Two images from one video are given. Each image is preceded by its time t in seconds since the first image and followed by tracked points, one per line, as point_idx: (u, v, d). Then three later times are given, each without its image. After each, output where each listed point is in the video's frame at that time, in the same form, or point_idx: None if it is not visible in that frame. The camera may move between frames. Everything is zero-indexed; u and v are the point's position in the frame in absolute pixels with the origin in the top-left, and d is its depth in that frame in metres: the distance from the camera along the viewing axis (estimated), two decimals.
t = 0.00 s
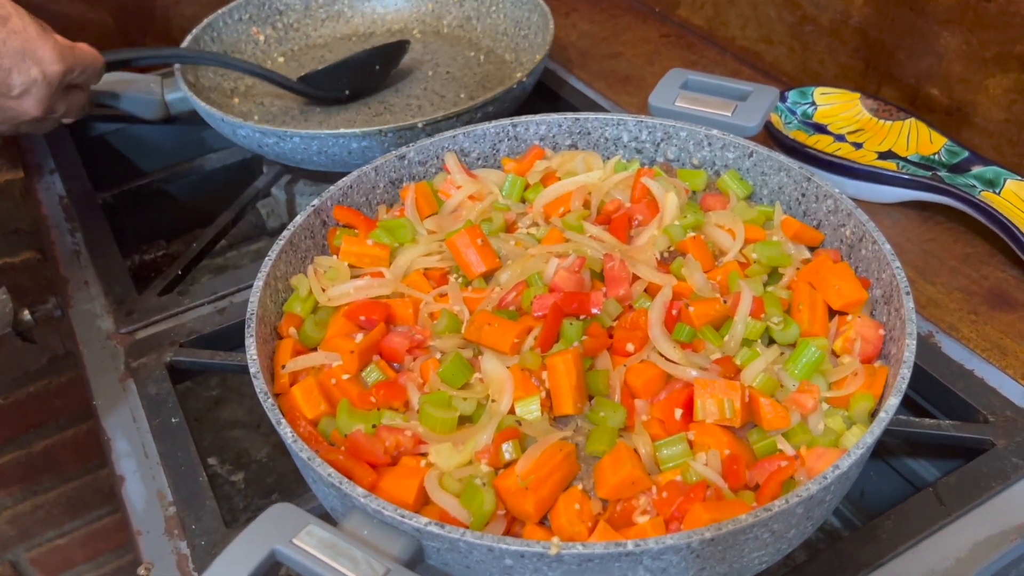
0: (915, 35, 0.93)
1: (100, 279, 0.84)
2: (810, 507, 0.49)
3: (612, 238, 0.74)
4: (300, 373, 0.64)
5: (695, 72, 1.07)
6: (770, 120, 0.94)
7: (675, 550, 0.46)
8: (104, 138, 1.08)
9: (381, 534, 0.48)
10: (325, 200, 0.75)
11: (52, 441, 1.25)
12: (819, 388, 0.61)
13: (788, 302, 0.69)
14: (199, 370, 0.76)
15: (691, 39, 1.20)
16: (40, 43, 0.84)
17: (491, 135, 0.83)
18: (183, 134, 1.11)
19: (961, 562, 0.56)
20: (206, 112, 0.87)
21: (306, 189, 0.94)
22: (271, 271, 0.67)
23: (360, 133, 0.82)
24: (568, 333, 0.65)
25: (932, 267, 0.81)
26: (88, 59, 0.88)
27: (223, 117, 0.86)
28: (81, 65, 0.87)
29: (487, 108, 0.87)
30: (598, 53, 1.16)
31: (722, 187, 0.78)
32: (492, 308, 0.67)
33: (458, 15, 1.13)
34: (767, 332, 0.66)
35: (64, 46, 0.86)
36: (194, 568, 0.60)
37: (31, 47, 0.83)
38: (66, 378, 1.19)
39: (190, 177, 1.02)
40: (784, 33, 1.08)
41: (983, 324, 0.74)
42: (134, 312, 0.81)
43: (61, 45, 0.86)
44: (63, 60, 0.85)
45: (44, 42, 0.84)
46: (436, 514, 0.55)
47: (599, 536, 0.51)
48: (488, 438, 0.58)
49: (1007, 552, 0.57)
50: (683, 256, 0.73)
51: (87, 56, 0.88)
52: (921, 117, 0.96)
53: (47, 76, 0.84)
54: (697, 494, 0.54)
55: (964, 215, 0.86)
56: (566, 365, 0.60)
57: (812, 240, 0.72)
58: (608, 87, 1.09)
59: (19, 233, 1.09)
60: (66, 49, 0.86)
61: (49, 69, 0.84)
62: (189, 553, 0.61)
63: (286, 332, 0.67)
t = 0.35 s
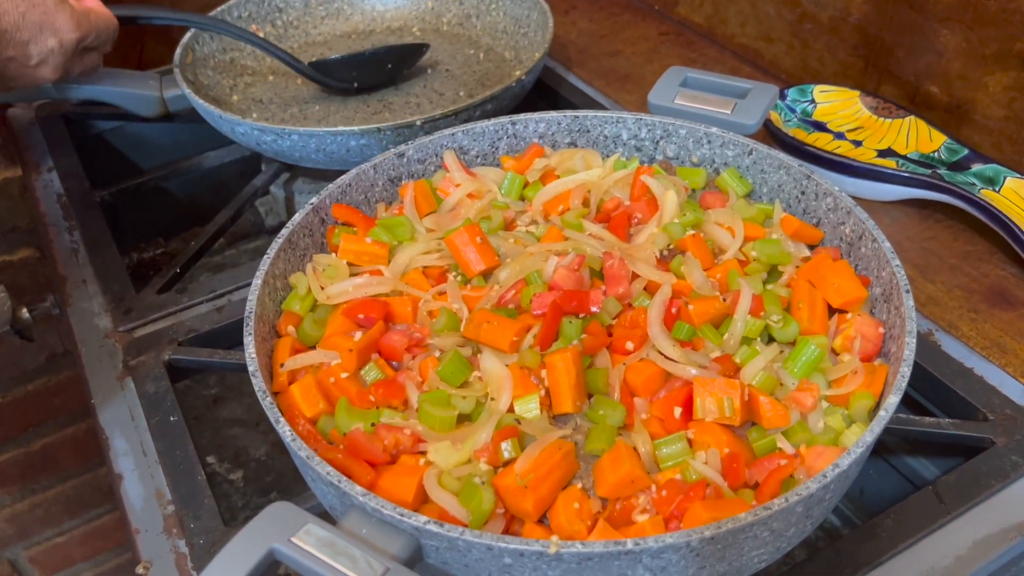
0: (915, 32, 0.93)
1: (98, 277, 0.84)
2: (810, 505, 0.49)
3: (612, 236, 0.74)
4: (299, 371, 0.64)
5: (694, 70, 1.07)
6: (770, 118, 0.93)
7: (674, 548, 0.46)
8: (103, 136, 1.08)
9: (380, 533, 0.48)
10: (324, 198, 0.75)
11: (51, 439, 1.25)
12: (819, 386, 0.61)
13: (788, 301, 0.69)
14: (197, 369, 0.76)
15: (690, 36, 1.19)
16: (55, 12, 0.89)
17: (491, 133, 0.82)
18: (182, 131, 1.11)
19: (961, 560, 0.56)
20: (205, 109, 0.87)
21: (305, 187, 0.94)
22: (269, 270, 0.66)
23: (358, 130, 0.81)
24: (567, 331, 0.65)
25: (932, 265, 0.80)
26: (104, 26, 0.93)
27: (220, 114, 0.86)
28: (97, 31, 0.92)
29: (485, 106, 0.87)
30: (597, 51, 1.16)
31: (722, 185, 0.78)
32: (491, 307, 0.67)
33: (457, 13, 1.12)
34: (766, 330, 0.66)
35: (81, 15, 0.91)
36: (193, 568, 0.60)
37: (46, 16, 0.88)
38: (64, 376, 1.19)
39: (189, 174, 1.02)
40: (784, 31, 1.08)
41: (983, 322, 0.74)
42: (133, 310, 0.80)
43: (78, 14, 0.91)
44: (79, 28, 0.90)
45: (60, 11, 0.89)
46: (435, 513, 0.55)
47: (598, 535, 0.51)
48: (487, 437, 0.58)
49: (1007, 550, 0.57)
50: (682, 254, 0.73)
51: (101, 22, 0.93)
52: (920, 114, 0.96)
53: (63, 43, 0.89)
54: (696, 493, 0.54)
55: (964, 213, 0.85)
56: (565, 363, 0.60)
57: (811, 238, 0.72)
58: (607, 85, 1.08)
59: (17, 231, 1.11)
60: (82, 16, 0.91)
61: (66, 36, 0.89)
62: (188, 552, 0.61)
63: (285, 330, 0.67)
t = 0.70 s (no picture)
0: (915, 31, 0.93)
1: (98, 275, 0.84)
2: (809, 503, 0.49)
3: (611, 235, 0.74)
4: (299, 370, 0.64)
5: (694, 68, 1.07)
6: (770, 116, 0.93)
7: (674, 546, 0.46)
8: (103, 134, 1.08)
9: (380, 531, 0.48)
10: (324, 196, 0.75)
11: (51, 437, 1.25)
12: (819, 384, 0.61)
13: (787, 299, 0.69)
14: (198, 367, 0.76)
15: (690, 35, 1.19)
16: None
17: (491, 131, 0.82)
18: (182, 129, 1.11)
19: (960, 558, 0.56)
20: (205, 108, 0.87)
21: (305, 185, 0.94)
22: (269, 268, 0.66)
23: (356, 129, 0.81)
24: (567, 329, 0.65)
25: (931, 263, 0.81)
26: None
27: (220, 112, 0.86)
28: None
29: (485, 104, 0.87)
30: (597, 49, 1.16)
31: (722, 184, 0.78)
32: (491, 305, 0.67)
33: (457, 12, 1.12)
34: (766, 329, 0.66)
35: None
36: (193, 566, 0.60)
37: None
38: (64, 375, 1.19)
39: (189, 173, 1.02)
40: (784, 29, 1.08)
41: (982, 321, 0.74)
42: (133, 308, 0.80)
43: None
44: None
45: None
46: (435, 511, 0.55)
47: (598, 533, 0.51)
48: (487, 435, 0.58)
49: (1006, 549, 0.57)
50: (682, 252, 0.73)
51: None
52: (921, 113, 0.96)
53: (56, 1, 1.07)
54: (696, 490, 0.54)
55: (963, 211, 0.86)
56: (564, 362, 0.60)
57: (811, 236, 0.72)
58: (607, 84, 1.08)
59: (16, 229, 1.11)
60: None
61: None
62: (188, 550, 0.61)
63: (285, 328, 0.67)
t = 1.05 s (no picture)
0: (914, 30, 0.93)
1: (99, 274, 0.84)
2: (809, 501, 0.49)
3: (612, 234, 0.74)
4: (300, 368, 0.64)
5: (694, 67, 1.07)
6: (770, 116, 0.94)
7: (675, 544, 0.46)
8: (104, 133, 1.08)
9: (381, 529, 0.48)
10: (325, 195, 0.75)
11: (51, 436, 1.25)
12: (818, 383, 0.61)
13: (787, 298, 0.69)
14: (199, 366, 0.76)
15: (690, 35, 1.19)
16: None
17: (491, 131, 0.83)
18: (184, 129, 1.11)
19: (959, 556, 0.57)
20: (206, 107, 0.87)
21: (305, 185, 0.94)
22: (271, 267, 0.67)
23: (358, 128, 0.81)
24: (568, 328, 0.65)
25: (931, 262, 0.81)
26: None
27: (221, 112, 0.86)
28: None
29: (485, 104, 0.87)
30: (597, 49, 1.16)
31: (722, 183, 0.79)
32: (492, 304, 0.67)
33: (457, 12, 1.12)
34: (766, 328, 0.67)
35: None
36: (195, 564, 0.61)
37: None
38: (65, 374, 1.20)
39: (190, 172, 1.02)
40: (783, 29, 1.08)
41: (982, 320, 0.74)
42: (134, 308, 0.80)
43: None
44: None
45: None
46: (437, 509, 0.55)
47: (599, 531, 0.51)
48: (488, 433, 0.58)
49: (1005, 546, 0.58)
50: (682, 251, 0.73)
51: None
52: (920, 113, 0.96)
53: None
54: (697, 488, 0.54)
55: (963, 210, 0.86)
56: (565, 360, 0.60)
57: (811, 235, 0.72)
58: (607, 83, 1.08)
59: (16, 227, 1.10)
60: None
61: None
62: (190, 548, 0.62)
63: (287, 327, 0.67)
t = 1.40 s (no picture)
0: (913, 31, 0.93)
1: (99, 274, 0.84)
2: (807, 500, 0.50)
3: (611, 234, 0.74)
4: (300, 368, 0.64)
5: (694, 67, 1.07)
6: (769, 116, 0.94)
7: (673, 543, 0.46)
8: (104, 133, 1.08)
9: (380, 528, 0.48)
10: (325, 196, 0.75)
11: (51, 436, 1.25)
12: (817, 382, 0.61)
13: (786, 297, 0.69)
14: (199, 365, 0.76)
15: (689, 35, 1.20)
16: None
17: (490, 131, 0.83)
18: (184, 129, 1.11)
19: (957, 555, 0.57)
20: (206, 107, 0.87)
21: (305, 185, 0.95)
22: (271, 267, 0.67)
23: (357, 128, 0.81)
24: (567, 328, 0.65)
25: (929, 262, 0.81)
26: None
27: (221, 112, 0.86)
28: None
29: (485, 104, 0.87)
30: (597, 49, 1.16)
31: (721, 183, 0.79)
32: (491, 304, 0.67)
33: (456, 12, 1.12)
34: (765, 327, 0.67)
35: None
36: (195, 563, 0.61)
37: None
38: (64, 373, 1.20)
39: (190, 172, 1.02)
40: (782, 29, 1.09)
41: (980, 319, 0.74)
42: (134, 307, 0.81)
43: None
44: None
45: None
46: (436, 508, 0.55)
47: (597, 530, 0.51)
48: (487, 433, 0.59)
49: (1003, 545, 0.58)
50: (681, 251, 0.73)
51: None
52: (919, 113, 0.96)
53: None
54: (695, 488, 0.54)
55: (961, 210, 0.86)
56: (564, 359, 0.60)
57: (810, 235, 0.73)
58: (607, 83, 1.09)
59: (15, 227, 1.09)
60: None
61: None
62: (190, 547, 0.62)
63: (286, 326, 0.67)
